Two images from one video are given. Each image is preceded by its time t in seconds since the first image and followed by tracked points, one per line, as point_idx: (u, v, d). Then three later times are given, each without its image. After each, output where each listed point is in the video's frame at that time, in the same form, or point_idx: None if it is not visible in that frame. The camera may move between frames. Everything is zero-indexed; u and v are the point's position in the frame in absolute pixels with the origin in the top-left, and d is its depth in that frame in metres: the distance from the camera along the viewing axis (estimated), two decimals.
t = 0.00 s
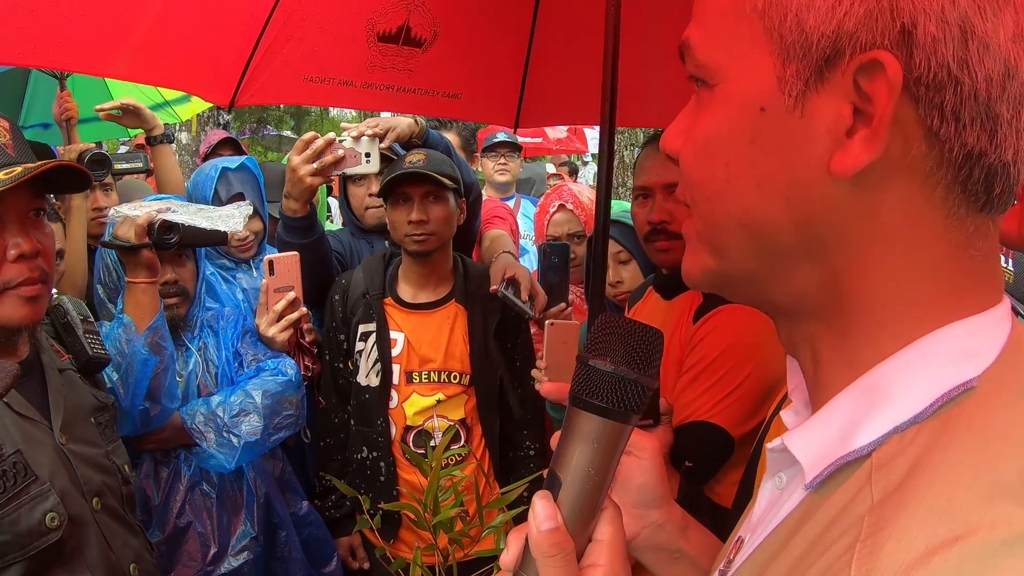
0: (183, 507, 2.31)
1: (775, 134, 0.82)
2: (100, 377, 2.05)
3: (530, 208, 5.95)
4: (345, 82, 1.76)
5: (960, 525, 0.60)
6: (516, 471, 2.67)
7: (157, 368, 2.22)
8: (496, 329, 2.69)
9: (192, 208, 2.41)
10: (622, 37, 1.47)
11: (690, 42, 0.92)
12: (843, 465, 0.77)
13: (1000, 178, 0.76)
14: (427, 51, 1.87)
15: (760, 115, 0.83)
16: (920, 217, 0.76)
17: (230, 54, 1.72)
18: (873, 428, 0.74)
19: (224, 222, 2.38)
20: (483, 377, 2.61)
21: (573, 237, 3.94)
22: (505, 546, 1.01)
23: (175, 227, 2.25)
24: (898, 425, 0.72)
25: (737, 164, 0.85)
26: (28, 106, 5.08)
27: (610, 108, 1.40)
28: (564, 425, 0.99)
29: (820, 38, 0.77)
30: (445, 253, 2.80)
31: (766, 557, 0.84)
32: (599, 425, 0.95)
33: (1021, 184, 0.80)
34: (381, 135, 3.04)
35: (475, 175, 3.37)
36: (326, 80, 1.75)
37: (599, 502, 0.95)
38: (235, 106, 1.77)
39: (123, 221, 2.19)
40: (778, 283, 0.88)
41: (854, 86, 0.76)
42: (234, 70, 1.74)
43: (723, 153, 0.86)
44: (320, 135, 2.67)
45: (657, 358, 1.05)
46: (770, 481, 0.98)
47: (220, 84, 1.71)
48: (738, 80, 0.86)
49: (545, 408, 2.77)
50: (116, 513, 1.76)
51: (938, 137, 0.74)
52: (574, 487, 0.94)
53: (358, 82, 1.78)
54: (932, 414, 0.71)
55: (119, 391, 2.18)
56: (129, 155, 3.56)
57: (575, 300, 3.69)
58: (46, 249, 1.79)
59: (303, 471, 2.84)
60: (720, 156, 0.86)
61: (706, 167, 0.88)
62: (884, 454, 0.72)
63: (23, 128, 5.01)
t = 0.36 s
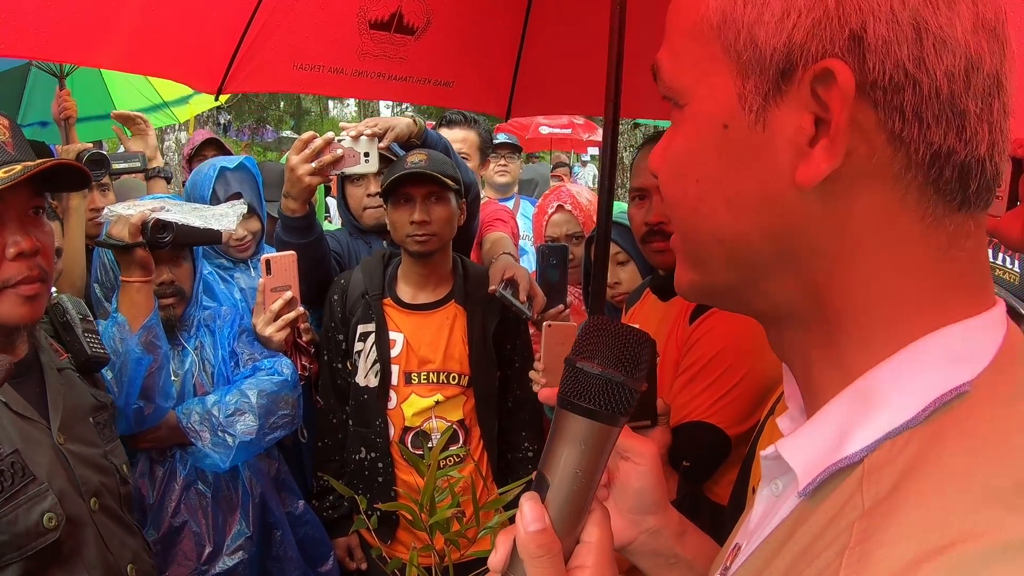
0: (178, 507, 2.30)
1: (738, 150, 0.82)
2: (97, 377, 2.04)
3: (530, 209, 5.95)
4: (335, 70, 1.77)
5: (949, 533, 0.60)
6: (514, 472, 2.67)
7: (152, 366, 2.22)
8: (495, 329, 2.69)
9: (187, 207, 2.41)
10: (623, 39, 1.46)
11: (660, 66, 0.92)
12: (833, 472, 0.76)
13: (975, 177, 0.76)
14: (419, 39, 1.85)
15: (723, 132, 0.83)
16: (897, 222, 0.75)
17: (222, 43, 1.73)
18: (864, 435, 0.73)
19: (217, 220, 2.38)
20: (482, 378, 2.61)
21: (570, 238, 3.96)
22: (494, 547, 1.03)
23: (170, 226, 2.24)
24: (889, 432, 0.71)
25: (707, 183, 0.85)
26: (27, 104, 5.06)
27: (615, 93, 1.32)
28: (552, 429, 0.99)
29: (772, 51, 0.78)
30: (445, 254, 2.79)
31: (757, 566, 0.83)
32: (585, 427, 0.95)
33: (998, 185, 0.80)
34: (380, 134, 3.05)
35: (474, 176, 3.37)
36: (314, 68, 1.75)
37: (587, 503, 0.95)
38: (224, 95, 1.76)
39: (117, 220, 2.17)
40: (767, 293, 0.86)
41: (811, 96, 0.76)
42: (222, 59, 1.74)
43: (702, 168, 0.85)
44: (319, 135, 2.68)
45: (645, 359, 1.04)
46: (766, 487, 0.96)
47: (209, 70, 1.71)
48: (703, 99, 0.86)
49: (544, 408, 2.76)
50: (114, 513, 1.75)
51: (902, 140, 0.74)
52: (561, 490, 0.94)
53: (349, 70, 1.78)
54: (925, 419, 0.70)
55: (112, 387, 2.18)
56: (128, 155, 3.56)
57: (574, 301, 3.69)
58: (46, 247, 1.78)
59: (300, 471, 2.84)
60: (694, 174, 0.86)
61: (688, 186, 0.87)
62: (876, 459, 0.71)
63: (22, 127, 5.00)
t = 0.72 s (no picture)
0: (176, 508, 2.31)
1: (748, 151, 0.81)
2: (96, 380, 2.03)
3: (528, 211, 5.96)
4: (338, 61, 1.69)
5: (952, 536, 0.60)
6: (514, 474, 2.66)
7: (149, 366, 2.21)
8: (495, 332, 2.68)
9: (184, 209, 2.40)
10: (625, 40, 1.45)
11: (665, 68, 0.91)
12: (836, 474, 0.75)
13: (978, 185, 0.76)
14: (425, 32, 1.77)
15: (728, 134, 0.83)
16: (897, 224, 0.75)
17: (222, 34, 1.67)
18: (866, 437, 0.72)
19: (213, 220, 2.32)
20: (482, 379, 2.61)
21: (570, 239, 3.96)
22: (484, 550, 0.99)
23: (166, 226, 2.23)
24: (892, 434, 0.70)
25: (712, 182, 0.84)
26: (23, 104, 5.05)
27: (627, 91, 1.29)
28: (539, 429, 0.98)
29: (778, 56, 0.77)
30: (446, 254, 2.78)
31: (759, 568, 0.82)
32: (573, 428, 0.94)
33: (1001, 192, 0.79)
34: (379, 135, 3.04)
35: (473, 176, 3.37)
36: (318, 58, 1.68)
37: (575, 503, 0.95)
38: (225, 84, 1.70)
39: (115, 221, 2.16)
40: (769, 293, 0.85)
41: (816, 100, 0.76)
42: (224, 49, 1.68)
43: (705, 162, 0.85)
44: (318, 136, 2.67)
45: (630, 361, 1.04)
46: (767, 490, 0.96)
47: (211, 60, 1.66)
48: (706, 101, 0.85)
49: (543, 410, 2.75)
50: (113, 517, 1.76)
51: (907, 145, 0.73)
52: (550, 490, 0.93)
53: (351, 61, 1.70)
54: (929, 420, 0.69)
55: (109, 388, 2.18)
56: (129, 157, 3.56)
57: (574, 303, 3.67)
58: (50, 263, 1.79)
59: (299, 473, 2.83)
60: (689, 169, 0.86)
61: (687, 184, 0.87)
62: (877, 462, 0.70)
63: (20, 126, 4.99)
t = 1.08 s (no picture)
0: (172, 509, 2.30)
1: (759, 151, 0.80)
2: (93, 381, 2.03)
3: (525, 212, 5.96)
4: (342, 60, 1.69)
5: (956, 534, 0.60)
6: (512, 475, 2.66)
7: (144, 367, 2.21)
8: (493, 334, 2.68)
9: (180, 209, 2.42)
10: (627, 43, 1.44)
11: (677, 67, 0.90)
12: (839, 474, 0.75)
13: (990, 192, 0.75)
14: (427, 32, 1.77)
15: (743, 134, 0.81)
16: (908, 228, 0.75)
17: (226, 30, 1.64)
18: (870, 437, 0.73)
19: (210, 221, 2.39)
20: (479, 381, 2.60)
21: (567, 240, 3.93)
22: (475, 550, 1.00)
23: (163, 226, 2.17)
24: (895, 434, 0.70)
25: (723, 181, 0.83)
26: (18, 103, 5.03)
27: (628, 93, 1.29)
28: (528, 431, 0.97)
29: (798, 57, 0.76)
30: (444, 256, 2.78)
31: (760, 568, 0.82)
32: (562, 431, 0.93)
33: (1011, 199, 0.79)
34: (379, 136, 3.03)
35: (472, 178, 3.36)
36: (321, 56, 1.68)
37: (564, 505, 0.95)
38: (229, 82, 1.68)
39: (111, 220, 2.15)
40: (773, 294, 0.85)
41: (835, 103, 0.75)
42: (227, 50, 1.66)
43: (713, 161, 0.84)
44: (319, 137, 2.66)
45: (619, 362, 1.01)
46: (767, 490, 0.96)
47: (214, 56, 1.63)
48: (720, 97, 0.83)
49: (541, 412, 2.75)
50: (110, 519, 1.75)
51: (924, 151, 0.73)
52: (539, 492, 0.93)
53: (355, 60, 1.70)
54: (931, 421, 0.69)
55: (106, 389, 2.18)
56: (128, 159, 3.56)
57: (571, 305, 3.67)
58: (49, 266, 1.79)
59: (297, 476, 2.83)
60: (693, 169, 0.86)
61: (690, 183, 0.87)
62: (880, 462, 0.71)
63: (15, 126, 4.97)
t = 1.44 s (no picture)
0: (169, 512, 2.30)
1: (837, 151, 0.75)
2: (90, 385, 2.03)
3: (524, 214, 5.97)
4: (338, 69, 1.69)
5: (980, 528, 0.59)
6: (510, 477, 2.66)
7: (142, 369, 2.20)
8: (490, 336, 2.68)
9: (180, 211, 2.41)
10: (630, 49, 1.44)
11: (741, 37, 0.81)
12: (856, 473, 0.76)
13: None
14: (425, 41, 1.77)
15: (826, 128, 0.75)
16: (954, 238, 0.74)
17: (225, 33, 1.66)
18: (885, 437, 0.73)
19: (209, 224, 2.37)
20: (476, 384, 2.60)
21: (564, 242, 3.93)
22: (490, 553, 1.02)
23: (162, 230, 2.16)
24: (909, 433, 0.71)
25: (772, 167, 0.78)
26: (15, 105, 5.02)
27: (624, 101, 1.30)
28: (545, 434, 0.98)
29: (901, 59, 0.72)
30: (440, 258, 2.78)
31: (772, 568, 0.83)
32: (579, 434, 0.94)
33: None
34: (379, 138, 3.04)
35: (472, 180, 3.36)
36: (318, 65, 1.67)
37: (581, 508, 0.95)
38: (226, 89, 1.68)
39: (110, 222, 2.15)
40: (786, 298, 0.84)
41: (920, 113, 0.72)
42: (224, 55, 1.66)
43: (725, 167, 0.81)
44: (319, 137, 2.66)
45: (637, 367, 1.00)
46: (769, 490, 0.97)
47: (210, 63, 1.63)
48: (798, 86, 0.77)
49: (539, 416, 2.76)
50: (108, 524, 1.74)
51: (989, 169, 0.73)
52: (555, 495, 0.93)
53: (352, 69, 1.69)
54: (945, 420, 0.70)
55: (103, 391, 2.17)
56: (126, 162, 3.56)
57: (568, 307, 3.68)
58: (53, 271, 1.78)
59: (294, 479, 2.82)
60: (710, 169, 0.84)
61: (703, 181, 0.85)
62: (897, 460, 0.71)
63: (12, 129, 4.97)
